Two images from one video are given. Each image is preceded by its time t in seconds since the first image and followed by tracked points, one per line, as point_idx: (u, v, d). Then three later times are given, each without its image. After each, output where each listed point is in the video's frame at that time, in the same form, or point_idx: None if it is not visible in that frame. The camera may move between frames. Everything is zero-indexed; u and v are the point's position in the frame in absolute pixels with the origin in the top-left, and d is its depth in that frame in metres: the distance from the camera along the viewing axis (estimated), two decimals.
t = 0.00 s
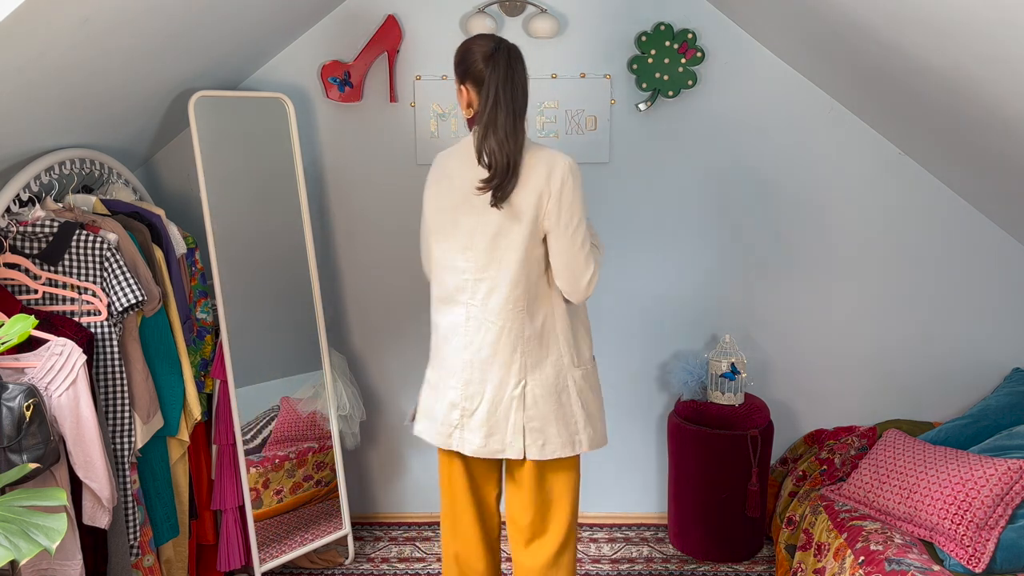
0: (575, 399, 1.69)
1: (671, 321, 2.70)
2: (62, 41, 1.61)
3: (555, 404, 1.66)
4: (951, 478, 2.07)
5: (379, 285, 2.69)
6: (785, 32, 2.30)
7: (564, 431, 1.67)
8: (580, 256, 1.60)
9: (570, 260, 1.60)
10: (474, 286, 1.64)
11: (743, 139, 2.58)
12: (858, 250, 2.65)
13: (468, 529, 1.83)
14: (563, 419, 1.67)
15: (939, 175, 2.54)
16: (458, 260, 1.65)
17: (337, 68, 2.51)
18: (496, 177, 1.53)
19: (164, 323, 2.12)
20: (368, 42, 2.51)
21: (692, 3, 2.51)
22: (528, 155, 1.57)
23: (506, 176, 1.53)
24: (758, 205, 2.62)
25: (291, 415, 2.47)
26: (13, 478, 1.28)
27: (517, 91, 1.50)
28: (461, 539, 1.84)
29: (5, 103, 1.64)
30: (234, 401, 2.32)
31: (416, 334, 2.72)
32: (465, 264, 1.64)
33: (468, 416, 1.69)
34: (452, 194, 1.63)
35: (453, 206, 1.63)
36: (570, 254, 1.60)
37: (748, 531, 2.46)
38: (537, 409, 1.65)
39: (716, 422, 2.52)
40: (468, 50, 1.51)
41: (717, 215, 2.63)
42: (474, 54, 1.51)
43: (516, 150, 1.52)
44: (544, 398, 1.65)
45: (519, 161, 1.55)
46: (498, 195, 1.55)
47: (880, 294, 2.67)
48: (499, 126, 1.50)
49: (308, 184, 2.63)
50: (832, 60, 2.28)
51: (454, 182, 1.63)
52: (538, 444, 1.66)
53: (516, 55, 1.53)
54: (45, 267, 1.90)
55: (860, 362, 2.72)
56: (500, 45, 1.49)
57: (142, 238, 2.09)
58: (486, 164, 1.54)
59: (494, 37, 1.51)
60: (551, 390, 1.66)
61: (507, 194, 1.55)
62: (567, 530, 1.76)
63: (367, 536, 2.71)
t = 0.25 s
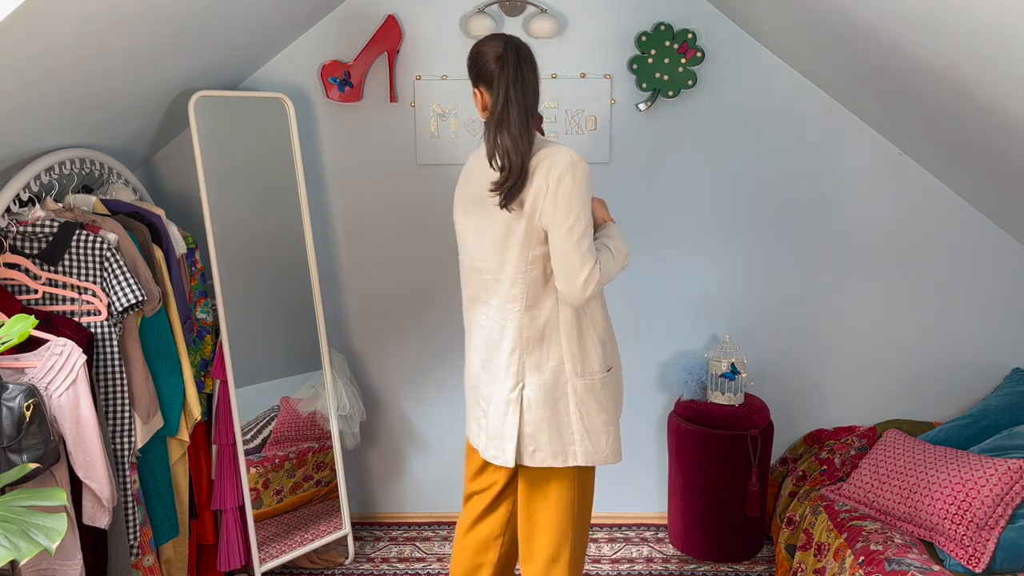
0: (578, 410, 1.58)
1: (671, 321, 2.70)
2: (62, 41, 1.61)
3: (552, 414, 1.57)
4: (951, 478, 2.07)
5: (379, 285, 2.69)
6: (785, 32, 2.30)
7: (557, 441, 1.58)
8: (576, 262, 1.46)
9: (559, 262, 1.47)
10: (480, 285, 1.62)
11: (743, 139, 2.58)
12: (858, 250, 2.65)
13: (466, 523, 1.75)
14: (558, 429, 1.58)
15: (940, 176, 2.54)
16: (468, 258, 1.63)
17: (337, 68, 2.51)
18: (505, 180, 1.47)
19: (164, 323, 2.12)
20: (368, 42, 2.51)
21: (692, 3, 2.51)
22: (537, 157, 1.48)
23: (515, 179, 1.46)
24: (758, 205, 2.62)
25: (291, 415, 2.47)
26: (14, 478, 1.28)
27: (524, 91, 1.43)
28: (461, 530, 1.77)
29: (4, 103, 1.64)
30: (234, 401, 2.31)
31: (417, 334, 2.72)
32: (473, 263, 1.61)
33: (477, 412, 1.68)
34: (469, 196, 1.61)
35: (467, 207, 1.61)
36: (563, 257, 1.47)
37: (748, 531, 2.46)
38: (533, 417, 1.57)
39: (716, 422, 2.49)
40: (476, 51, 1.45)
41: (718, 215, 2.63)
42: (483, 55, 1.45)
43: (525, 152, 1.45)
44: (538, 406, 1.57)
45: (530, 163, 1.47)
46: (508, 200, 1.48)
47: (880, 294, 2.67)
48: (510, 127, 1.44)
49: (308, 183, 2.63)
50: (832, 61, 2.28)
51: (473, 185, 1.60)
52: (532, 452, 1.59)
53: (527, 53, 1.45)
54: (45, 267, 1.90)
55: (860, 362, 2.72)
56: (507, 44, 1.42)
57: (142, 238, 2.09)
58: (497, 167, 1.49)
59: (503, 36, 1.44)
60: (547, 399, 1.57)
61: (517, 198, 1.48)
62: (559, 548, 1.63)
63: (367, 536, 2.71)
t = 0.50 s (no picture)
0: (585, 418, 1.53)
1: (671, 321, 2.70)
2: (62, 41, 1.61)
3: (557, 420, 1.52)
4: (951, 478, 2.07)
5: (379, 285, 2.69)
6: (786, 32, 2.30)
7: (560, 448, 1.53)
8: (578, 261, 1.41)
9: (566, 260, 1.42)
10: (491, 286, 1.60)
11: (743, 139, 2.58)
12: (858, 250, 2.65)
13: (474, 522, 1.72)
14: (563, 436, 1.52)
15: (940, 175, 2.54)
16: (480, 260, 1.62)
17: (337, 68, 2.51)
18: (506, 181, 1.45)
19: (164, 323, 2.12)
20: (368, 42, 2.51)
21: (692, 3, 2.51)
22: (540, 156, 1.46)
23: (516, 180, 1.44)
24: (758, 205, 2.62)
25: (291, 415, 2.47)
26: (14, 478, 1.28)
27: (524, 91, 1.41)
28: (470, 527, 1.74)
29: (3, 103, 1.64)
30: (234, 401, 2.31)
31: (416, 334, 2.72)
32: (486, 265, 1.60)
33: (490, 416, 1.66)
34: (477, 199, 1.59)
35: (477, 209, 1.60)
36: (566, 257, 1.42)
37: (749, 531, 2.46)
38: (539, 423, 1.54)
39: (716, 423, 2.48)
40: (478, 53, 1.44)
41: (717, 215, 2.63)
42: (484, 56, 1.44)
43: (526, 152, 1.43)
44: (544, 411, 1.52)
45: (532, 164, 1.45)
46: (510, 200, 1.46)
47: (880, 294, 2.67)
48: (511, 126, 1.41)
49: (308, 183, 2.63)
50: (832, 61, 2.28)
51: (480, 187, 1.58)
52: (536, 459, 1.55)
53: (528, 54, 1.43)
54: (45, 267, 1.90)
55: (860, 362, 2.72)
56: (507, 44, 1.41)
57: (142, 238, 2.09)
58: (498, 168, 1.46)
59: (503, 37, 1.43)
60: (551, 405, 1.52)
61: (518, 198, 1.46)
62: (561, 554, 1.59)
63: (367, 536, 2.71)
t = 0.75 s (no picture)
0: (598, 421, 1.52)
1: (671, 320, 2.70)
2: (63, 42, 1.61)
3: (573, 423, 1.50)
4: (951, 478, 2.07)
5: (379, 285, 2.69)
6: (786, 32, 2.30)
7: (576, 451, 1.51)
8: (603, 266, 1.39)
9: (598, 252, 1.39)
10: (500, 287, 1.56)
11: (743, 139, 2.58)
12: (858, 250, 2.65)
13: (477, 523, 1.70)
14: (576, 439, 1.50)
15: (940, 175, 2.54)
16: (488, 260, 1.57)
17: (337, 68, 2.51)
18: (510, 187, 1.42)
19: (164, 323, 2.12)
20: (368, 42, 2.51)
21: (692, 3, 2.51)
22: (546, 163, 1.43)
23: (519, 187, 1.42)
24: (758, 205, 2.62)
25: (291, 415, 2.47)
26: (14, 478, 1.28)
27: (530, 97, 1.36)
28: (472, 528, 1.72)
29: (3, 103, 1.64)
30: (234, 401, 2.31)
31: (416, 334, 2.72)
32: (495, 265, 1.56)
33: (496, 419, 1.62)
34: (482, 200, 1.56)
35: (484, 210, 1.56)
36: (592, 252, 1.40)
37: (749, 531, 2.45)
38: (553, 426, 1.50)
39: (716, 423, 2.47)
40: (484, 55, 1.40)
41: (718, 215, 2.63)
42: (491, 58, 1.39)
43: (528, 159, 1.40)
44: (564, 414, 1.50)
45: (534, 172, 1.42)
46: (511, 207, 1.44)
47: (880, 294, 2.67)
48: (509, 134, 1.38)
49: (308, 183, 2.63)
50: (832, 61, 2.28)
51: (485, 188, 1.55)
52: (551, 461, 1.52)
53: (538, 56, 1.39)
54: (45, 267, 1.90)
55: (860, 362, 2.72)
56: (514, 47, 1.36)
57: (142, 238, 2.09)
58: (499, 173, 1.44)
59: (511, 39, 1.37)
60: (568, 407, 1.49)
61: (519, 204, 1.43)
62: (569, 555, 1.58)
63: (367, 536, 2.71)
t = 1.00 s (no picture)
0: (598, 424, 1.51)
1: (671, 320, 2.70)
2: (63, 42, 1.61)
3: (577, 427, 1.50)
4: (951, 478, 2.07)
5: (379, 285, 2.69)
6: (786, 32, 2.30)
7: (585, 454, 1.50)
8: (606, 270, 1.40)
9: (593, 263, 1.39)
10: (496, 293, 1.53)
11: (743, 139, 2.58)
12: (858, 250, 2.65)
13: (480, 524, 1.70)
14: (578, 444, 1.50)
15: (940, 176, 2.54)
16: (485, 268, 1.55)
17: (337, 68, 2.51)
18: (525, 189, 1.41)
19: (164, 323, 2.12)
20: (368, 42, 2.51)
21: (692, 3, 2.51)
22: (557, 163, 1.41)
23: (530, 187, 1.40)
24: (759, 204, 2.62)
25: (291, 415, 2.47)
26: (14, 478, 1.28)
27: (542, 99, 1.36)
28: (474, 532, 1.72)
29: (3, 103, 1.64)
30: (234, 401, 2.31)
31: (417, 334, 2.72)
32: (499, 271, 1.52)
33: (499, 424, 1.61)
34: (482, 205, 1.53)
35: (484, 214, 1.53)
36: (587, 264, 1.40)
37: (749, 531, 2.45)
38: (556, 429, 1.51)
39: (716, 423, 2.44)
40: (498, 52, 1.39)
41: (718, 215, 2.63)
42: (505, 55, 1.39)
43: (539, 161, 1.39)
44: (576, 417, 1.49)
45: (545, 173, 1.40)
46: (524, 208, 1.42)
47: (880, 294, 2.68)
48: (524, 132, 1.37)
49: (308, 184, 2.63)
50: (832, 61, 2.28)
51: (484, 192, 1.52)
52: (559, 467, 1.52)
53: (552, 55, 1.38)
54: (45, 267, 1.90)
55: (860, 362, 2.72)
56: (529, 48, 1.35)
57: (142, 238, 2.09)
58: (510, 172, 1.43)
59: (526, 37, 1.36)
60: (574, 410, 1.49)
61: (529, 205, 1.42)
62: (572, 556, 1.57)
63: (367, 536, 2.71)
